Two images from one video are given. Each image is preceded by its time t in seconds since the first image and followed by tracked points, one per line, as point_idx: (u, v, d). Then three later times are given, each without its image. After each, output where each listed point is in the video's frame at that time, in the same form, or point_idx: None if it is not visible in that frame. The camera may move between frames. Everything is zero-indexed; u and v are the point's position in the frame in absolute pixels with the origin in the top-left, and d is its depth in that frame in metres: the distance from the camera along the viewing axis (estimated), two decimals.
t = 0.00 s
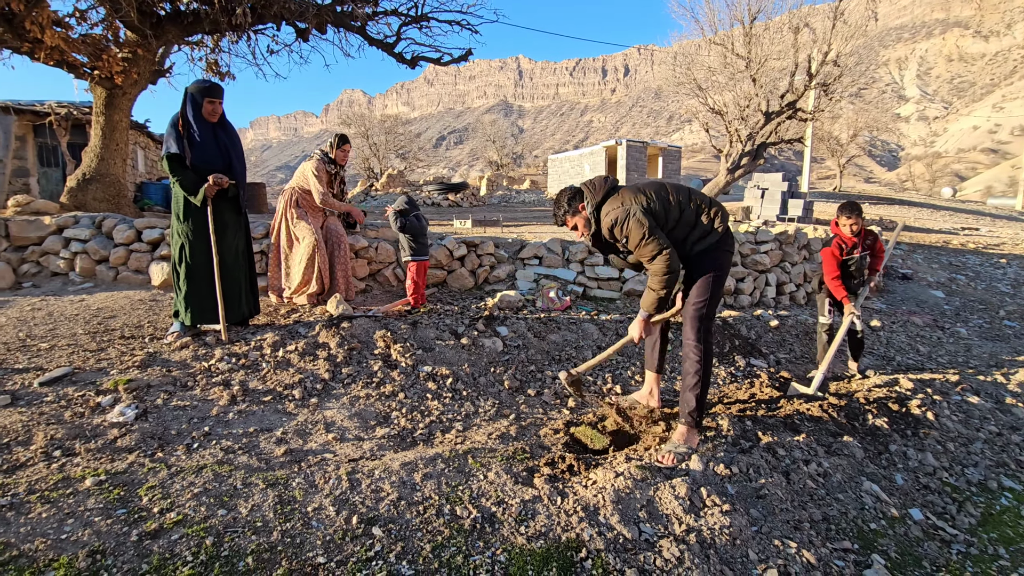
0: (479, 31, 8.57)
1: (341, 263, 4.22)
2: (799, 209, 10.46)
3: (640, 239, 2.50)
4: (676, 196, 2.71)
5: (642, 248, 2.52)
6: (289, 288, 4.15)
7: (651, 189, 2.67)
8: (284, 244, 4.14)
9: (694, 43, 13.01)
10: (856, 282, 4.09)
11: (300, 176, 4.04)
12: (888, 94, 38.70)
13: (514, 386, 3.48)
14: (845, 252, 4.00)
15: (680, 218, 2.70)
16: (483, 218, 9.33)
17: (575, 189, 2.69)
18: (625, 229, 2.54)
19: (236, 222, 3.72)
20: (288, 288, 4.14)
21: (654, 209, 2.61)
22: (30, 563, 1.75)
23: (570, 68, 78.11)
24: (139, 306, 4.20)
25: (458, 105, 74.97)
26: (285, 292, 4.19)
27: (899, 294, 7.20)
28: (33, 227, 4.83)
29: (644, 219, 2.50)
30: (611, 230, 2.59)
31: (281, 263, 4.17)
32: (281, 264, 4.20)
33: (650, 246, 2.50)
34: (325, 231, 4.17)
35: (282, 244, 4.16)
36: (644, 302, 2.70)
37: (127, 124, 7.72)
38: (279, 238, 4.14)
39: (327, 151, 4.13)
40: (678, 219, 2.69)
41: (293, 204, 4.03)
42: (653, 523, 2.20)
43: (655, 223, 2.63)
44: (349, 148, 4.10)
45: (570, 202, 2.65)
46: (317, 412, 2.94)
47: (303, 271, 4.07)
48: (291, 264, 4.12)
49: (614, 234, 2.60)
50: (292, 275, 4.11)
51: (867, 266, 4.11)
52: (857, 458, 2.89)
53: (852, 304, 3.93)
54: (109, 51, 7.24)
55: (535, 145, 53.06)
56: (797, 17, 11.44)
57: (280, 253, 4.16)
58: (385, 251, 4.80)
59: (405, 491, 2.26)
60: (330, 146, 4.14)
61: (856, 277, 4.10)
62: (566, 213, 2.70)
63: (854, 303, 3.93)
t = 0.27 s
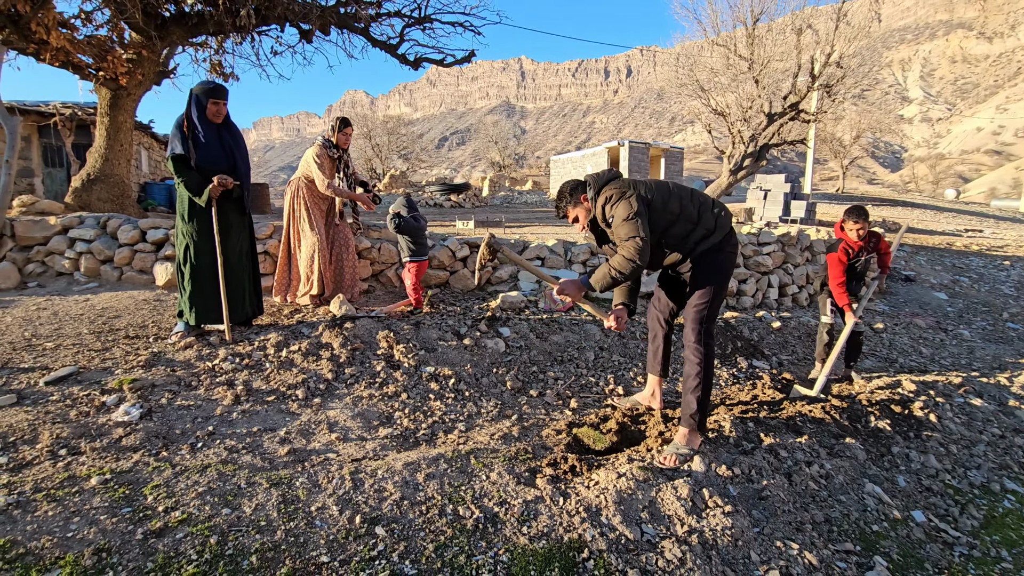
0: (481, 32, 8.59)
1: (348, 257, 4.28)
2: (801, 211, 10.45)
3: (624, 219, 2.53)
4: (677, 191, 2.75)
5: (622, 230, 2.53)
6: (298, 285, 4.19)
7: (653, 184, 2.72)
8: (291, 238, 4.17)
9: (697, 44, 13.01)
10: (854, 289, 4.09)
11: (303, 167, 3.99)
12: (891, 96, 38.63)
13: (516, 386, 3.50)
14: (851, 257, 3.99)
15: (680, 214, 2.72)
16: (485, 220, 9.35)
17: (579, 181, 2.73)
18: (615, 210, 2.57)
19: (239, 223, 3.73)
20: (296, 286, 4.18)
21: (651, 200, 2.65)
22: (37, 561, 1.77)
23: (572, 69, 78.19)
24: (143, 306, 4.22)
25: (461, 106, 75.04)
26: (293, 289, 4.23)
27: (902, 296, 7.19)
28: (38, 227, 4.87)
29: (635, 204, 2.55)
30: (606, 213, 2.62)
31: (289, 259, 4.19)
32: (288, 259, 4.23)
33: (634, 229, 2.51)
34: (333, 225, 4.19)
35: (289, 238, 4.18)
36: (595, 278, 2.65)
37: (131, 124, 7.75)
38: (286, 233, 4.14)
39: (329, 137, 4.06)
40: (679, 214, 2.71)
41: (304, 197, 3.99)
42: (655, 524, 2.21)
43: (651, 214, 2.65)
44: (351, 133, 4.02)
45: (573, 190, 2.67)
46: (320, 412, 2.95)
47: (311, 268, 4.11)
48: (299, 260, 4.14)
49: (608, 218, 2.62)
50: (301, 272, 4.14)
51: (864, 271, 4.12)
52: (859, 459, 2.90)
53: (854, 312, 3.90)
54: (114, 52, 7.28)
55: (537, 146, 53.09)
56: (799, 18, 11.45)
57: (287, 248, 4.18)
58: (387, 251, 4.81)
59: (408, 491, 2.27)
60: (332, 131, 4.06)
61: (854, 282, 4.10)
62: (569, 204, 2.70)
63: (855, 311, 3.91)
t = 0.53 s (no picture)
0: (483, 33, 8.60)
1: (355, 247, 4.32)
2: (803, 212, 10.44)
3: (620, 266, 2.51)
4: (669, 213, 2.69)
5: (619, 277, 2.51)
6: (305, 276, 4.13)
7: (645, 211, 2.65)
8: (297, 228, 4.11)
9: (699, 45, 13.00)
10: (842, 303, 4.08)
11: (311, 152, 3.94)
12: (894, 97, 38.58)
13: (518, 387, 3.50)
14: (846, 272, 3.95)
15: (677, 236, 2.68)
16: (487, 220, 9.36)
17: (574, 214, 2.66)
18: (612, 256, 2.53)
19: (242, 222, 3.74)
20: (303, 279, 4.13)
21: (646, 233, 2.60)
22: (40, 559, 1.78)
23: (574, 70, 78.22)
24: (146, 306, 4.23)
25: (463, 107, 75.08)
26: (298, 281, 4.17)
27: (904, 297, 7.18)
28: (42, 227, 4.89)
29: (629, 249, 2.49)
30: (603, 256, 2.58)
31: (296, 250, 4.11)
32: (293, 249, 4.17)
33: (629, 278, 2.49)
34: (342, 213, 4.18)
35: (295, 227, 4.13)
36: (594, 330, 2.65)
37: (135, 124, 7.78)
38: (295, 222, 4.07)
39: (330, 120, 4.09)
40: (675, 236, 2.67)
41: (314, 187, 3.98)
42: (657, 525, 2.21)
43: (647, 248, 2.61)
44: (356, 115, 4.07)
45: (571, 225, 2.61)
46: (323, 412, 2.96)
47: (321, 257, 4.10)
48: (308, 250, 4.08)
49: (606, 261, 2.59)
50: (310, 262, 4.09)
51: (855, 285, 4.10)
52: (862, 461, 2.89)
53: (839, 329, 3.91)
54: (117, 52, 7.30)
55: (539, 146, 53.09)
56: (802, 19, 11.44)
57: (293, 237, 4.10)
58: (390, 251, 4.82)
59: (410, 491, 2.28)
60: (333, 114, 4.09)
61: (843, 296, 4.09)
62: (568, 237, 2.63)
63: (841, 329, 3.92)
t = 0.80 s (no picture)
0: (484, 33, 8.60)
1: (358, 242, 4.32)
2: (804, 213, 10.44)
3: (635, 260, 2.52)
4: (672, 208, 2.71)
5: (637, 269, 2.55)
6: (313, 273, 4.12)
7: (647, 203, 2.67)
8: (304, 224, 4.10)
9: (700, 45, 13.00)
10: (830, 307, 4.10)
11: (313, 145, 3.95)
12: (895, 98, 38.57)
13: (518, 387, 3.49)
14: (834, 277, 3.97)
15: (677, 230, 2.68)
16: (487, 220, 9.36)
17: (575, 201, 2.65)
18: (621, 249, 2.55)
19: (242, 222, 3.73)
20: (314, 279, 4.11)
21: (650, 226, 2.61)
22: (39, 559, 1.78)
23: (575, 70, 78.22)
24: (146, 305, 4.23)
25: (463, 107, 75.08)
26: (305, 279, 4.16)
27: (905, 298, 7.17)
28: (43, 226, 4.89)
29: (639, 240, 2.51)
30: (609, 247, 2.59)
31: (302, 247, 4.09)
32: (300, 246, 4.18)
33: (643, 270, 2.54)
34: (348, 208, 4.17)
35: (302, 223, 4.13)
36: (643, 325, 2.84)
37: (135, 124, 7.78)
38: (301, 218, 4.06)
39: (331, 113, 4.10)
40: (678, 232, 2.69)
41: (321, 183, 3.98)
42: (657, 526, 2.20)
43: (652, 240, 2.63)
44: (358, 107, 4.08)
45: (571, 213, 2.61)
46: (323, 412, 2.95)
47: (330, 253, 4.10)
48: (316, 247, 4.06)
49: (611, 252, 2.60)
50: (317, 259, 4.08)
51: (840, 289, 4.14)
52: (862, 462, 2.89)
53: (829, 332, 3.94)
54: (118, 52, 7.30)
55: (539, 147, 53.07)
56: (803, 20, 11.44)
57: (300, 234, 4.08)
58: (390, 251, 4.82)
59: (410, 491, 2.27)
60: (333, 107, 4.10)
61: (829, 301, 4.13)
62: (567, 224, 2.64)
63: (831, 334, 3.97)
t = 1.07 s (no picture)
0: (483, 34, 8.60)
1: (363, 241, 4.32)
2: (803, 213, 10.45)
3: (647, 219, 2.52)
4: (685, 192, 2.78)
5: (647, 228, 2.53)
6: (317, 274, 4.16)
7: (662, 178, 2.73)
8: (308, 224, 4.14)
9: (699, 46, 13.00)
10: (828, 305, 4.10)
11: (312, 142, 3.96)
12: (894, 99, 38.64)
13: (517, 388, 3.49)
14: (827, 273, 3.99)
15: (687, 214, 2.76)
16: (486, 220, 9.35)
17: (588, 162, 2.67)
18: (634, 206, 2.55)
19: (240, 223, 3.71)
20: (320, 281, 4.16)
21: (665, 198, 2.67)
22: (36, 560, 1.77)
23: (574, 71, 78.26)
24: (144, 305, 4.22)
25: (462, 107, 75.06)
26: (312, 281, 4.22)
27: (903, 299, 7.18)
28: (40, 226, 4.88)
29: (653, 201, 2.54)
30: (619, 205, 2.60)
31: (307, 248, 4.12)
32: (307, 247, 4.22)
33: (649, 229, 2.52)
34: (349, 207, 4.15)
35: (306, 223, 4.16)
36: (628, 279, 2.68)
37: (134, 124, 7.76)
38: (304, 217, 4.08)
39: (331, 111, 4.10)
40: (687, 213, 2.75)
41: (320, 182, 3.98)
42: (656, 527, 2.20)
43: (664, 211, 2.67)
44: (356, 105, 4.08)
45: (580, 172, 2.60)
46: (321, 413, 2.95)
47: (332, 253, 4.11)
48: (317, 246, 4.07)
49: (622, 212, 2.60)
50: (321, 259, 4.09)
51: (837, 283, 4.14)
52: (861, 463, 2.89)
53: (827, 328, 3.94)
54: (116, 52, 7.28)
55: (538, 147, 53.06)
56: (802, 21, 11.45)
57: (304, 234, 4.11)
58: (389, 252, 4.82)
59: (408, 492, 2.27)
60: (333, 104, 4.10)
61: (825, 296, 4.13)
62: (570, 186, 2.61)
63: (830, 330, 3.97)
